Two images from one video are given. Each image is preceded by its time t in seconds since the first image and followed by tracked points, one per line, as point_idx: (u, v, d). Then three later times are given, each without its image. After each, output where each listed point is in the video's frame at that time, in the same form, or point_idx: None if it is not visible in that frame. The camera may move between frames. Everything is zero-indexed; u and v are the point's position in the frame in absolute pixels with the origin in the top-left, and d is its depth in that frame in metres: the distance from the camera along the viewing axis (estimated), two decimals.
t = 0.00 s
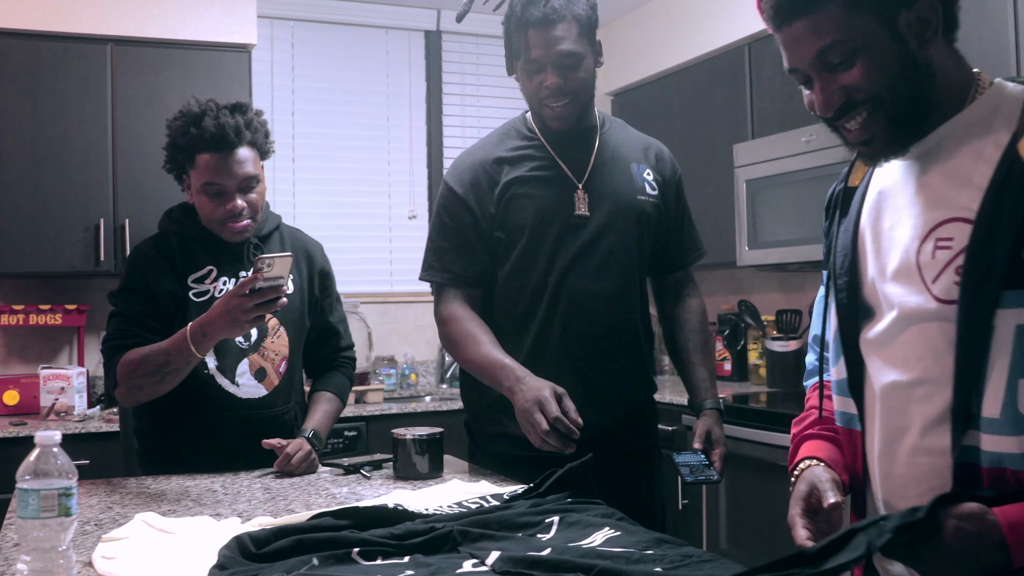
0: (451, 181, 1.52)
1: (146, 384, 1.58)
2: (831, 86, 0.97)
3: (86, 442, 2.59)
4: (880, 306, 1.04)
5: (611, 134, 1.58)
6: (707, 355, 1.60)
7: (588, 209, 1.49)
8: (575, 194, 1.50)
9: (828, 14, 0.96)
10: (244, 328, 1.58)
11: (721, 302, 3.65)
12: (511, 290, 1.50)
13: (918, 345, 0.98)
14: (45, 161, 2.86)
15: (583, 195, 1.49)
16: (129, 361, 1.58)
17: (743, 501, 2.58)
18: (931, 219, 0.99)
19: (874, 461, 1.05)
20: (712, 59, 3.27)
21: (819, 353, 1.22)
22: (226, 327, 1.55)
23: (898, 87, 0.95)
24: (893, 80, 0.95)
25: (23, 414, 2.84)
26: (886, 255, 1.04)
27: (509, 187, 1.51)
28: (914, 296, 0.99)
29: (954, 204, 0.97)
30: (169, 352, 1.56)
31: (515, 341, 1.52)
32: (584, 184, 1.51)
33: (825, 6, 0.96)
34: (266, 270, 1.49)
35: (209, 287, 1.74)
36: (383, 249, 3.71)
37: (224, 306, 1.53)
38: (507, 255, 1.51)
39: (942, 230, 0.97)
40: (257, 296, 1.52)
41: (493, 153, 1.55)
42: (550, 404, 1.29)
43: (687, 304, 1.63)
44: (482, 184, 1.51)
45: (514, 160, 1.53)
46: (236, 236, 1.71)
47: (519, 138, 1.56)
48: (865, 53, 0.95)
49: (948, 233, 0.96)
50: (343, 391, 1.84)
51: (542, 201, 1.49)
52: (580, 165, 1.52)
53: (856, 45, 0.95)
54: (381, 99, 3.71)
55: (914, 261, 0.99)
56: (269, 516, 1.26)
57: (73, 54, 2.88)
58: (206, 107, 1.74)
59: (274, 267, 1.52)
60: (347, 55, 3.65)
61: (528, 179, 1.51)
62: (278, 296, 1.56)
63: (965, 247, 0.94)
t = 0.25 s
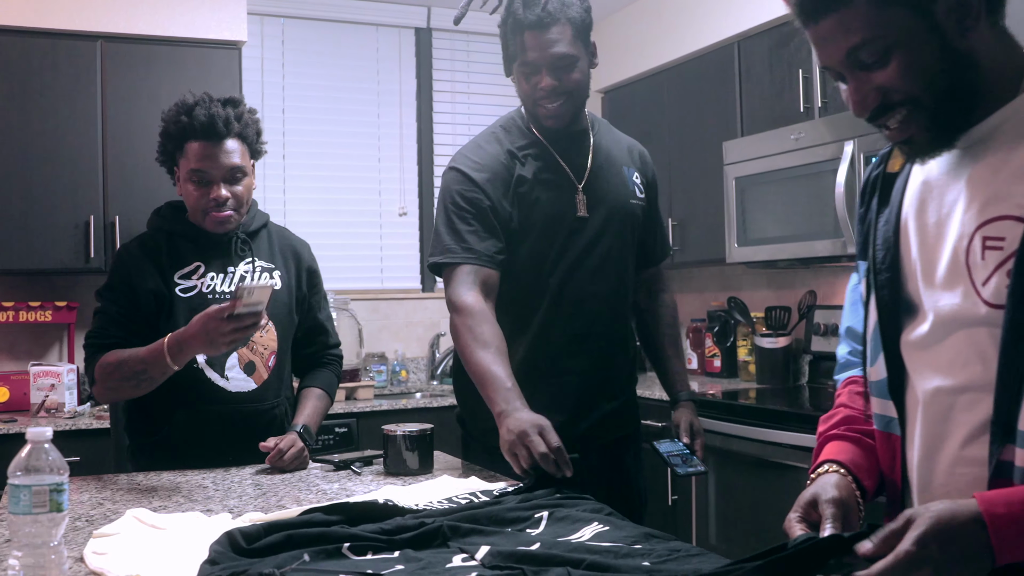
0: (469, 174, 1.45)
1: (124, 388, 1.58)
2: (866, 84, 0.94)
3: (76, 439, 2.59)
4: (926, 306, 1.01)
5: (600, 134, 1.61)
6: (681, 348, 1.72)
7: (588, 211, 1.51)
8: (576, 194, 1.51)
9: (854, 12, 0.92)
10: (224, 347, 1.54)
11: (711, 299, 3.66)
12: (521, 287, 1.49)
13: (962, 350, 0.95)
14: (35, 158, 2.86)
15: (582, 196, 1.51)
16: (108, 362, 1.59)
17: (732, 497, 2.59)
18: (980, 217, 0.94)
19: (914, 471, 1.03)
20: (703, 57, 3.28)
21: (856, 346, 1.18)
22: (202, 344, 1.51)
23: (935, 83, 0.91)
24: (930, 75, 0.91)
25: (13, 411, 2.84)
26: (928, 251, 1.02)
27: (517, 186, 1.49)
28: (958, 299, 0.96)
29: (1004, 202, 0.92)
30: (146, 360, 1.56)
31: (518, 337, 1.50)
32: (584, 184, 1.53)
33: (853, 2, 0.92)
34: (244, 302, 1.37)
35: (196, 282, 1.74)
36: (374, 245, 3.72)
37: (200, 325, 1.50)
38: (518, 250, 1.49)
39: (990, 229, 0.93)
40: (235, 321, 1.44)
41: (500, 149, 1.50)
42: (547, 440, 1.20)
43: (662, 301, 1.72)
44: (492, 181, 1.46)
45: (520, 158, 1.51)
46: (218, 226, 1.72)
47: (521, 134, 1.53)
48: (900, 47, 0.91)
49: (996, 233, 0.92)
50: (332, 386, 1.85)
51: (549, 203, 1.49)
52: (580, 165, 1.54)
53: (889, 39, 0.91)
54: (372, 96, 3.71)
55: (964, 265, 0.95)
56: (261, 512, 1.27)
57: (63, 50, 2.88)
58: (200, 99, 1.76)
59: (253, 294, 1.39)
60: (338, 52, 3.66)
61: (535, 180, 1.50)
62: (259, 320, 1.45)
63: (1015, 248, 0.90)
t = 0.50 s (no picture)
0: (463, 177, 1.48)
1: (105, 398, 1.65)
2: (890, 81, 0.94)
3: (73, 439, 2.60)
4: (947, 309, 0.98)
5: (596, 134, 1.63)
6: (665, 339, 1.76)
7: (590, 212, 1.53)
8: (579, 196, 1.53)
9: (883, 8, 0.92)
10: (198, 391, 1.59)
11: (707, 299, 3.67)
12: (528, 290, 1.49)
13: (979, 358, 0.92)
14: (32, 160, 2.87)
15: (586, 198, 1.53)
16: (92, 373, 1.65)
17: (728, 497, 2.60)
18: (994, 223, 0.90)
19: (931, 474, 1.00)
20: (698, 58, 3.29)
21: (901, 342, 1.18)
22: (178, 387, 1.57)
23: (960, 86, 0.90)
24: (951, 78, 0.90)
25: (11, 411, 2.85)
26: (952, 254, 0.98)
27: (523, 189, 1.50)
28: (977, 311, 0.92)
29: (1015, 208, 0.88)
30: (125, 382, 1.61)
31: (522, 339, 1.50)
32: (586, 185, 1.54)
33: None
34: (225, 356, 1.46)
35: (184, 284, 1.75)
36: (370, 246, 3.73)
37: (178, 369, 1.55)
38: (521, 252, 1.50)
39: (999, 238, 0.89)
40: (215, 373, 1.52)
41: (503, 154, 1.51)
42: (496, 401, 1.27)
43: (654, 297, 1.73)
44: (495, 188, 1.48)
45: (523, 162, 1.51)
46: (207, 227, 1.74)
47: (522, 138, 1.54)
48: (925, 44, 0.90)
49: (1002, 241, 0.88)
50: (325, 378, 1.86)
51: (554, 205, 1.51)
52: (581, 167, 1.55)
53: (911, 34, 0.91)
54: (368, 97, 3.72)
55: (978, 274, 0.91)
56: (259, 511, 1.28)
57: (60, 52, 2.88)
58: (197, 99, 1.78)
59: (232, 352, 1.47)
60: (333, 54, 3.67)
61: (540, 183, 1.51)
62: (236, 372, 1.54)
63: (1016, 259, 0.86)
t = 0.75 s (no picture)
0: (443, 176, 1.56)
1: (107, 400, 1.67)
2: (895, 56, 0.94)
3: (78, 439, 2.61)
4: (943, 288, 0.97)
5: (593, 130, 1.64)
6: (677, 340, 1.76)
7: (585, 206, 1.54)
8: (571, 191, 1.55)
9: None
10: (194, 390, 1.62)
11: (708, 294, 3.68)
12: (520, 284, 1.52)
13: (969, 343, 0.90)
14: (34, 162, 2.88)
15: (580, 193, 1.54)
16: (92, 375, 1.67)
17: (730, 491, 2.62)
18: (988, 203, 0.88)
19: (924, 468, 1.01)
20: (697, 54, 3.30)
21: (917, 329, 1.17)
22: (172, 386, 1.60)
23: (963, 63, 0.90)
24: (955, 56, 0.90)
25: (16, 413, 2.87)
26: (953, 238, 0.95)
27: (511, 187, 1.54)
28: (972, 294, 0.89)
29: (1011, 185, 0.86)
30: (123, 386, 1.64)
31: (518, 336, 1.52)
32: (579, 181, 1.56)
33: None
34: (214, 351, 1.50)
35: (173, 288, 1.76)
36: (372, 245, 3.74)
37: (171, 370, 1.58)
38: (512, 249, 1.53)
39: (992, 217, 0.87)
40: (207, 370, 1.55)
41: (491, 153, 1.56)
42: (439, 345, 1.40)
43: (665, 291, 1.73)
44: (481, 187, 1.54)
45: (511, 160, 1.55)
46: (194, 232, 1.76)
47: (515, 136, 1.58)
48: (929, 17, 0.91)
49: (997, 220, 0.86)
50: (322, 369, 1.86)
51: (544, 202, 1.53)
52: (573, 164, 1.57)
53: (913, 10, 0.91)
54: (368, 96, 3.73)
55: (972, 254, 0.90)
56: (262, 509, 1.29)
57: (61, 55, 2.90)
58: (197, 104, 1.79)
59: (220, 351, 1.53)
60: (333, 53, 3.68)
61: (529, 181, 1.54)
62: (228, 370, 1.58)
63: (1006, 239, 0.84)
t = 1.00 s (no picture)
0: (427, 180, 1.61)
1: (100, 403, 1.67)
2: (893, 53, 0.94)
3: (82, 442, 2.62)
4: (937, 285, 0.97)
5: (585, 129, 1.64)
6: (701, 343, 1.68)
7: (574, 205, 1.54)
8: (558, 191, 1.55)
9: None
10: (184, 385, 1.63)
11: (711, 296, 3.68)
12: (511, 287, 1.54)
13: (960, 339, 0.90)
14: (38, 166, 2.89)
15: (569, 193, 1.55)
16: (84, 379, 1.67)
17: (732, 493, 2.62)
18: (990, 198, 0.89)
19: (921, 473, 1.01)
20: (698, 56, 3.31)
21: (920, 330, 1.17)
22: (161, 381, 1.60)
23: (960, 63, 0.91)
24: (952, 55, 0.91)
25: (20, 416, 2.88)
26: (948, 235, 0.96)
27: (494, 188, 1.57)
28: (964, 291, 0.90)
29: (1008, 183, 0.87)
30: (114, 385, 1.64)
31: (512, 344, 1.54)
32: (567, 180, 1.56)
33: None
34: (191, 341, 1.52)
35: (162, 293, 1.78)
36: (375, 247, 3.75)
37: (160, 367, 1.58)
38: (499, 253, 1.56)
39: (989, 214, 0.88)
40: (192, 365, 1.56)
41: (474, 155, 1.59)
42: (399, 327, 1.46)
43: (676, 291, 1.71)
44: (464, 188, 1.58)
45: (494, 162, 1.58)
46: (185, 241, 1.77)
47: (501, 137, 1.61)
48: (926, 15, 0.91)
49: (992, 217, 0.88)
50: (310, 374, 1.84)
51: (531, 204, 1.55)
52: (561, 163, 1.57)
53: (911, 7, 0.91)
54: (371, 99, 3.74)
55: (968, 251, 0.90)
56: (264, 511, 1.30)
57: (65, 59, 2.91)
58: (192, 116, 1.78)
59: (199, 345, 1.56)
60: (336, 56, 3.68)
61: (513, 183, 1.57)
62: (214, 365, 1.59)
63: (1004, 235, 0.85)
